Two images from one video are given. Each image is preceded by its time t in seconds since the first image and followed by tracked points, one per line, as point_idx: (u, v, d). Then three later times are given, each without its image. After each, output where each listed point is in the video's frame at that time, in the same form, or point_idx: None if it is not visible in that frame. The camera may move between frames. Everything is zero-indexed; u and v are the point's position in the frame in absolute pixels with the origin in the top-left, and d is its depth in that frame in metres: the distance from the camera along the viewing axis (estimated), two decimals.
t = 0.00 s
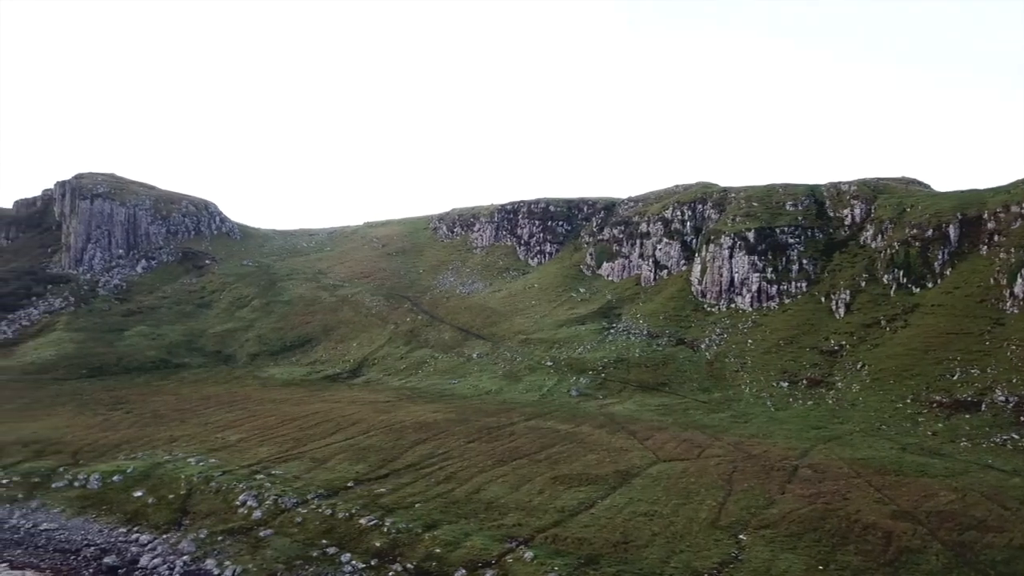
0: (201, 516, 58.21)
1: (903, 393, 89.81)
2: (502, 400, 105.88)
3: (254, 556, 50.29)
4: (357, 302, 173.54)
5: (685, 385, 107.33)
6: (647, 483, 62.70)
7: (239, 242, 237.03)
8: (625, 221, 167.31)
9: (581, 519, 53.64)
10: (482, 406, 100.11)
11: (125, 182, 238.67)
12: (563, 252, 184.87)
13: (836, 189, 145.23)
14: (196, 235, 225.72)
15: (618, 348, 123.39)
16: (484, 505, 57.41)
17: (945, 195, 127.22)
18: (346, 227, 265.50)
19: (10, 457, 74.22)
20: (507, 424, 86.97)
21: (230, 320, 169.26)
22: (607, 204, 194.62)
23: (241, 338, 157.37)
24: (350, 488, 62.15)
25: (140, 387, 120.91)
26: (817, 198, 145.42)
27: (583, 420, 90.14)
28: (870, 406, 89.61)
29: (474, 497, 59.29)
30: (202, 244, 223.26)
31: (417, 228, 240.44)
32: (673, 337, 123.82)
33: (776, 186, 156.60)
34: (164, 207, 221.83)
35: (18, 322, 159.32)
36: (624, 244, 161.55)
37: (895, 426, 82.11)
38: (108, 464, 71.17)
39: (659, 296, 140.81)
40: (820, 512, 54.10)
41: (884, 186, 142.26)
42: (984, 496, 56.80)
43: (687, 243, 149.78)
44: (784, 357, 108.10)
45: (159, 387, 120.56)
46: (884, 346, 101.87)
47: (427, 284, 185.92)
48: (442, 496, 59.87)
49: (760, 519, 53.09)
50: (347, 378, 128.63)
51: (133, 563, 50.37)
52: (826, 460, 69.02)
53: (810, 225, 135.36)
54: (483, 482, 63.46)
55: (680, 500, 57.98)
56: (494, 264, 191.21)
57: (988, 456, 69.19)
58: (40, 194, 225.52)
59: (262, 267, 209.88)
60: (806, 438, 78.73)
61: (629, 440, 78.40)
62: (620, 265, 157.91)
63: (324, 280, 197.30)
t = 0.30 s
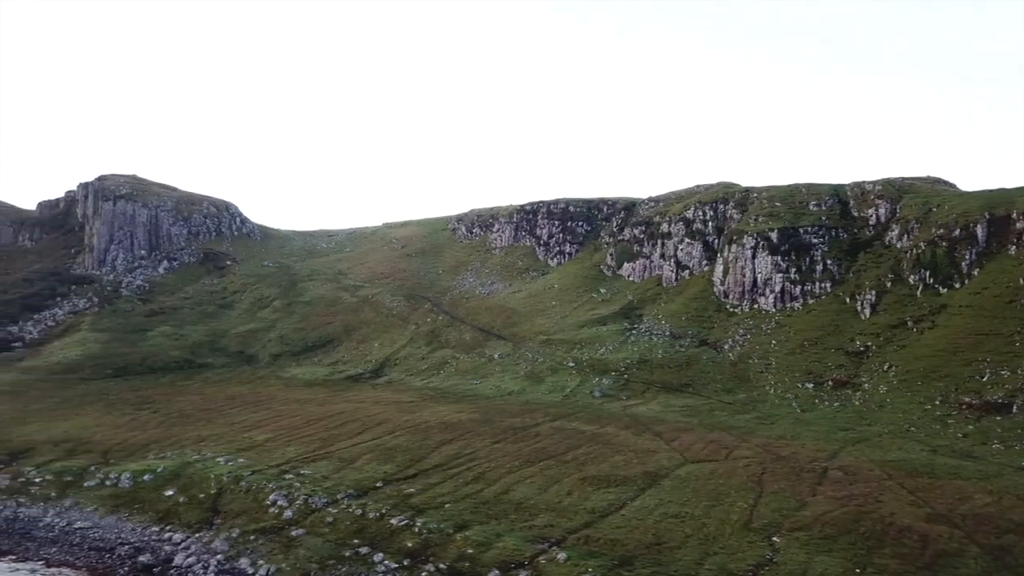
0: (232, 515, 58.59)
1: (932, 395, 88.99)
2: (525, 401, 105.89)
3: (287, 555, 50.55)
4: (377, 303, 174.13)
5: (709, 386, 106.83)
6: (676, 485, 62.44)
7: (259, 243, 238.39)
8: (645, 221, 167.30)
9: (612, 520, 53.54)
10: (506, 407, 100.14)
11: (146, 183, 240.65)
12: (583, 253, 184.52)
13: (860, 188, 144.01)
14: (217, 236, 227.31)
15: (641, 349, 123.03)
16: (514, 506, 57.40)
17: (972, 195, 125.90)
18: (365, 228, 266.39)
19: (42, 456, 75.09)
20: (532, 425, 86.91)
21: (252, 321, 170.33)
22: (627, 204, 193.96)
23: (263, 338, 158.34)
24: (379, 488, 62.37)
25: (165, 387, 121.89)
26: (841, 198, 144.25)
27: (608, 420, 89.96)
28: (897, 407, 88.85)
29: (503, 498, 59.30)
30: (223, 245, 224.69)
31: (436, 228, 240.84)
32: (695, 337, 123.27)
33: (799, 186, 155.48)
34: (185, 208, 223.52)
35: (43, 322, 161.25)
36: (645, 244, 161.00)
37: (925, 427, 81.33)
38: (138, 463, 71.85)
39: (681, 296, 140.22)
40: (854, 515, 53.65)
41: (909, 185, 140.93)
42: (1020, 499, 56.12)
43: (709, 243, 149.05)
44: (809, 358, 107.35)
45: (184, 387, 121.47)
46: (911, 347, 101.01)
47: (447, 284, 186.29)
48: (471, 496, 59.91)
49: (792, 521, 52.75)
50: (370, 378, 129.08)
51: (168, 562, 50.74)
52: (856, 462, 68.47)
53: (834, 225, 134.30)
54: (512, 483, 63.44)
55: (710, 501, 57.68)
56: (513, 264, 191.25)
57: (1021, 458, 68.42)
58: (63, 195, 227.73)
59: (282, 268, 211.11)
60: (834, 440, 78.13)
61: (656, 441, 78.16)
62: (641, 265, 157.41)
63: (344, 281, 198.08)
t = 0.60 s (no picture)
0: (265, 515, 58.97)
1: (964, 396, 88.01)
2: (550, 401, 105.80)
3: (323, 554, 50.79)
4: (400, 303, 174.66)
5: (736, 388, 106.17)
6: (708, 486, 62.09)
7: (282, 243, 239.92)
8: (668, 221, 166.64)
9: (646, 522, 53.31)
10: (532, 408, 100.10)
11: (170, 185, 242.80)
12: (605, 253, 184.05)
13: (887, 188, 142.52)
14: (240, 237, 229.12)
15: (666, 350, 122.53)
16: (546, 506, 57.35)
17: (1003, 194, 124.31)
18: (387, 228, 267.29)
19: (76, 455, 75.92)
20: (560, 425, 86.82)
21: (276, 321, 171.44)
22: (649, 204, 193.14)
23: (287, 338, 159.35)
24: (411, 489, 62.52)
25: (192, 387, 122.92)
26: (868, 197, 142.81)
27: (635, 422, 89.69)
28: (929, 409, 87.91)
29: (535, 499, 59.27)
30: (246, 246, 226.35)
31: (457, 229, 241.20)
32: (721, 338, 122.55)
33: (825, 185, 154.06)
34: (209, 209, 225.52)
35: (71, 322, 163.28)
36: (668, 244, 160.20)
37: (958, 429, 80.41)
38: (171, 462, 72.50)
39: (706, 297, 139.49)
40: (891, 517, 53.09)
41: (938, 184, 139.26)
42: None
43: (734, 244, 148.09)
44: (837, 359, 106.44)
45: (211, 387, 122.48)
46: (941, 348, 100.01)
47: (469, 285, 186.57)
48: (503, 497, 59.91)
49: (829, 523, 52.33)
50: (394, 378, 129.52)
51: (204, 560, 51.09)
52: (890, 464, 67.79)
53: (862, 224, 132.97)
54: (543, 484, 63.37)
55: (744, 503, 57.28)
56: (535, 265, 191.24)
57: None
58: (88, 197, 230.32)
59: (305, 269, 212.33)
60: (866, 442, 77.40)
61: (685, 442, 77.82)
62: (664, 265, 156.74)
63: (366, 281, 198.93)
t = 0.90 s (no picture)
0: (302, 514, 59.34)
1: (1002, 399, 86.75)
2: (580, 402, 105.56)
3: (361, 554, 50.99)
4: (426, 303, 175.14)
5: (766, 389, 105.31)
6: (744, 489, 61.60)
7: (308, 244, 241.57)
8: (695, 221, 165.64)
9: (684, 524, 52.99)
10: (561, 409, 99.94)
11: (198, 186, 245.31)
12: (631, 253, 183.42)
13: (919, 187, 140.75)
14: (267, 238, 231.02)
15: (695, 351, 121.83)
16: (582, 508, 57.20)
17: None
18: (411, 229, 268.20)
19: (113, 454, 76.85)
20: (591, 427, 86.58)
21: (304, 322, 172.64)
22: (676, 204, 192.12)
23: (315, 339, 160.41)
24: (445, 489, 62.65)
25: (223, 387, 124.04)
26: (900, 197, 141.11)
27: (665, 423, 89.26)
28: (966, 412, 86.71)
29: (570, 500, 59.13)
30: (272, 246, 228.19)
31: (482, 230, 241.58)
32: (750, 339, 121.62)
33: (855, 185, 152.37)
34: (236, 210, 227.58)
35: (102, 322, 165.40)
36: (696, 245, 159.20)
37: (997, 432, 79.24)
38: (206, 461, 73.16)
39: (734, 297, 138.57)
40: (934, 522, 52.40)
41: (972, 184, 137.30)
42: None
43: (762, 244, 146.91)
44: (870, 361, 105.27)
45: (241, 387, 123.55)
46: (977, 349, 98.69)
47: (494, 285, 186.76)
48: (538, 498, 59.85)
49: (870, 527, 51.75)
50: (422, 378, 129.92)
51: (243, 559, 51.48)
52: (928, 468, 66.91)
53: (894, 224, 131.39)
54: (577, 485, 63.21)
55: (781, 505, 56.77)
56: (560, 265, 191.03)
57: None
58: (117, 199, 233.18)
59: (331, 269, 213.63)
60: (902, 444, 76.48)
61: (718, 444, 77.26)
62: (691, 266, 155.86)
63: (392, 282, 199.84)
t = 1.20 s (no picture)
0: (338, 514, 59.62)
1: None
2: (609, 404, 105.18)
3: (399, 554, 51.12)
4: (452, 304, 175.47)
5: (798, 391, 104.30)
6: (782, 492, 61.00)
7: (333, 244, 242.96)
8: (723, 221, 164.45)
9: (722, 527, 52.60)
10: (591, 410, 99.63)
11: (225, 188, 247.58)
12: (657, 254, 182.57)
13: (953, 187, 138.79)
14: (293, 238, 232.64)
15: (724, 352, 120.95)
16: (618, 509, 56.94)
17: None
18: (436, 230, 268.80)
19: (149, 453, 77.65)
20: (622, 428, 86.19)
21: (331, 322, 173.62)
22: (702, 205, 190.88)
23: (342, 339, 161.28)
24: (479, 490, 62.64)
25: (252, 386, 125.05)
26: (933, 197, 139.22)
27: (696, 425, 88.68)
28: (1005, 415, 85.37)
29: (606, 502, 58.88)
30: (298, 247, 229.71)
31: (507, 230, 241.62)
32: (780, 340, 120.52)
33: (887, 184, 150.46)
34: (263, 211, 229.43)
35: (132, 322, 167.38)
36: (723, 245, 158.01)
37: None
38: (241, 461, 73.71)
39: (763, 298, 137.47)
40: (978, 526, 51.58)
41: (1007, 183, 135.15)
42: None
43: (791, 245, 145.52)
44: (903, 362, 103.99)
45: (270, 387, 124.51)
46: (1014, 352, 97.30)
47: (520, 286, 186.74)
48: (573, 500, 59.68)
49: (912, 531, 51.06)
50: (449, 379, 130.14)
51: (282, 558, 51.79)
52: (968, 471, 65.93)
53: (927, 225, 129.62)
54: (612, 487, 62.94)
55: (820, 509, 56.18)
56: (586, 265, 190.59)
57: None
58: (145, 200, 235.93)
59: (357, 270, 214.72)
60: (940, 447, 75.40)
61: (752, 447, 76.62)
62: (719, 267, 154.80)
63: (417, 282, 200.52)
